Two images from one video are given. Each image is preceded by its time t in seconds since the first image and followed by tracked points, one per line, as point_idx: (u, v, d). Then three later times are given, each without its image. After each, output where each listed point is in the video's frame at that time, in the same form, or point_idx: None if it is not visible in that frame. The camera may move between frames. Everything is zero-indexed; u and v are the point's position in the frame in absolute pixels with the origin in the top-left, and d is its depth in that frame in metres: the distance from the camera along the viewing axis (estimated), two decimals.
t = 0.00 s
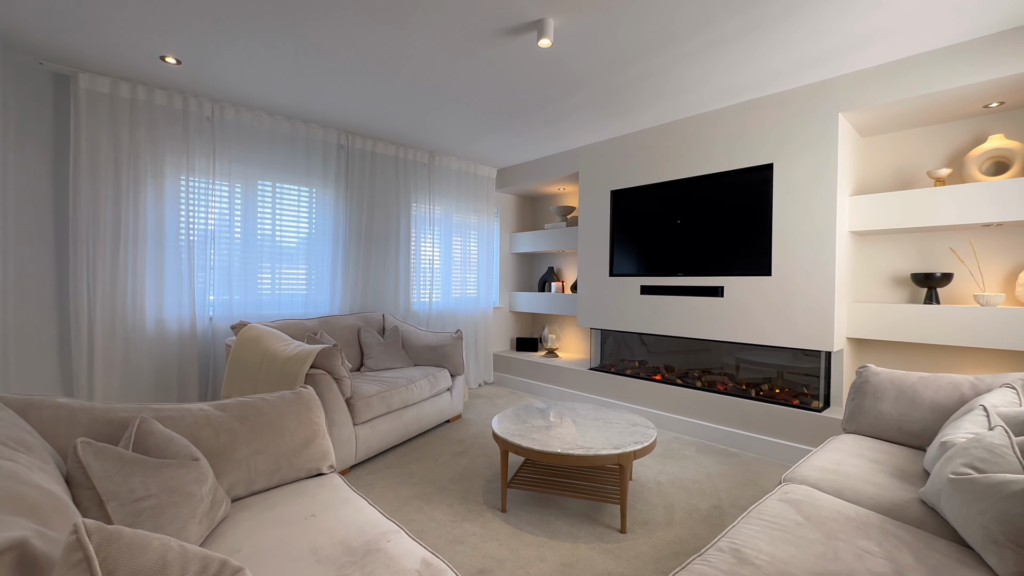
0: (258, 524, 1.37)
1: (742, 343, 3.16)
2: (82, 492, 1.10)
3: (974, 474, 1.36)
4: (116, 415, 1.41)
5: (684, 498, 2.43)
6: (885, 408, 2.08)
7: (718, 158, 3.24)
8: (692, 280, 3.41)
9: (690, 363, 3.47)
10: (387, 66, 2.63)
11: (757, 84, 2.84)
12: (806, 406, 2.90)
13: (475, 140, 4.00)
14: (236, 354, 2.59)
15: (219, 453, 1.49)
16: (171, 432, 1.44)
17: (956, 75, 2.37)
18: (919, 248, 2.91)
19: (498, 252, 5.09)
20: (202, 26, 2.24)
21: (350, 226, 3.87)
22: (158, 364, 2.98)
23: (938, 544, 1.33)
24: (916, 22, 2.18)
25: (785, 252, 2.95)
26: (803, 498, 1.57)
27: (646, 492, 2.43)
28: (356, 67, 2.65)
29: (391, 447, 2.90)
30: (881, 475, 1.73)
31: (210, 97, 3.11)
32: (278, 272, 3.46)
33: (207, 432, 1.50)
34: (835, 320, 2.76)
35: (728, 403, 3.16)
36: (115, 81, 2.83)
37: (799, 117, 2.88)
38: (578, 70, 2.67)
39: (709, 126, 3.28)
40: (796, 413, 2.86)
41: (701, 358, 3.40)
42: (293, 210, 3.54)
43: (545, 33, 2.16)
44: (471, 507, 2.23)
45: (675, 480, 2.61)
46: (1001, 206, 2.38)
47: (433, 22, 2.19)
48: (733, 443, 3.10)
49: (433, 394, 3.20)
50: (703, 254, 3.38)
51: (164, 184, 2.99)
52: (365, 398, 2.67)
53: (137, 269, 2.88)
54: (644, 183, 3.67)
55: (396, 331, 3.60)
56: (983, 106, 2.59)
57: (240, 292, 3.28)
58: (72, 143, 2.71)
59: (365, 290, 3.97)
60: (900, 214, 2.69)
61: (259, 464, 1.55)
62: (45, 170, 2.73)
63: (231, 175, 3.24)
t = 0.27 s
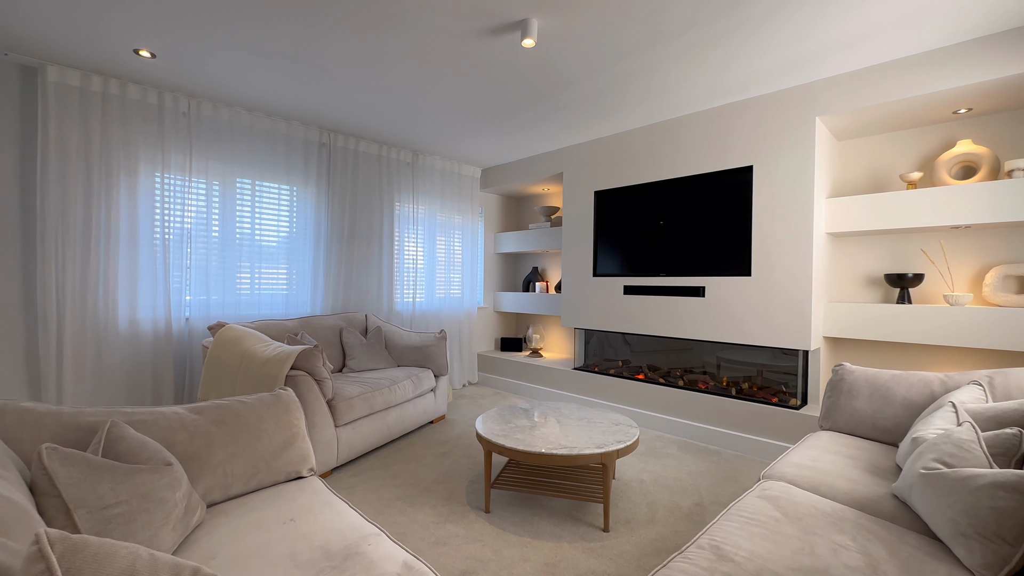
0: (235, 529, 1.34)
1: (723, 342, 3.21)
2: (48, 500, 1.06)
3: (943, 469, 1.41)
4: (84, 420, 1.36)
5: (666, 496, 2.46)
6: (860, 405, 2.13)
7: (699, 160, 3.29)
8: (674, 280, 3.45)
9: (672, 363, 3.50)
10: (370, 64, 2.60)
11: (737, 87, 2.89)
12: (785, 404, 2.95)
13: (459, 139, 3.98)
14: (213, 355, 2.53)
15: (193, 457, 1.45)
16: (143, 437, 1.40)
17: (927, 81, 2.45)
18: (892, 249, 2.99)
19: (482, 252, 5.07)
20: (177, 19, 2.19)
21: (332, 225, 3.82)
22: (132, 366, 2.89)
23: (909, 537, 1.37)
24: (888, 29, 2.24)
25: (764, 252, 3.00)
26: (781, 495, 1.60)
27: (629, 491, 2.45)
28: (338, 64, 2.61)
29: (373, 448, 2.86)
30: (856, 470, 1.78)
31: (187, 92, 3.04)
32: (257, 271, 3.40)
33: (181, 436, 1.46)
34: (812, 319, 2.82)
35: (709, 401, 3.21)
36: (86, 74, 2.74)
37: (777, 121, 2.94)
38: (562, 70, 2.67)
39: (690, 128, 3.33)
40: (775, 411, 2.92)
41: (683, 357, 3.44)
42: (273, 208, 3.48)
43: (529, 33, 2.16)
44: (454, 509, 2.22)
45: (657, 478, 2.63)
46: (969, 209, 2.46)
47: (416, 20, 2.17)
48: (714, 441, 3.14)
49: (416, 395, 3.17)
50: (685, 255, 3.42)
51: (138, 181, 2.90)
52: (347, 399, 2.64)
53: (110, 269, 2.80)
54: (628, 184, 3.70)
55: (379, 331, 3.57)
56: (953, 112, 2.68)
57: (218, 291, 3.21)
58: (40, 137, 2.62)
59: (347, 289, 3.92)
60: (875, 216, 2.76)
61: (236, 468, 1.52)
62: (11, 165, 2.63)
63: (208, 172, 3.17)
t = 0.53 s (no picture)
0: (213, 534, 1.31)
1: (706, 342, 3.25)
2: (14, 508, 1.01)
3: (916, 464, 1.45)
4: (53, 424, 1.32)
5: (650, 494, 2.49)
6: (837, 402, 2.18)
7: (681, 162, 3.33)
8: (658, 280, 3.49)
9: (656, 362, 3.54)
10: (353, 60, 2.56)
11: (719, 89, 2.93)
12: (765, 402, 3.01)
13: (444, 138, 3.96)
14: (190, 357, 2.47)
15: (169, 461, 1.41)
16: (115, 440, 1.36)
17: (902, 87, 2.51)
18: (868, 250, 3.07)
19: (467, 251, 5.05)
20: (153, 12, 2.13)
21: (314, 224, 3.77)
22: (105, 368, 2.81)
23: (883, 531, 1.40)
24: (862, 34, 2.30)
25: (745, 253, 3.05)
26: (760, 491, 1.63)
27: (613, 489, 2.47)
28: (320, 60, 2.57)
29: (356, 450, 2.83)
30: (833, 466, 1.82)
31: (164, 87, 2.96)
32: (237, 271, 3.33)
33: (157, 441, 1.42)
34: (791, 318, 2.87)
35: (692, 400, 3.25)
36: (57, 67, 2.66)
37: (757, 124, 3.00)
38: (547, 71, 2.68)
39: (673, 130, 3.37)
40: (755, 409, 2.97)
41: (666, 356, 3.47)
42: (254, 207, 3.41)
43: (514, 33, 2.16)
44: (439, 509, 2.21)
45: (641, 476, 2.66)
46: (941, 211, 2.53)
47: (400, 17, 2.15)
48: (696, 439, 3.19)
49: (401, 396, 3.14)
50: (668, 255, 3.46)
51: (113, 178, 2.82)
52: (329, 401, 2.60)
53: (82, 268, 2.72)
54: (612, 185, 3.73)
55: (363, 331, 3.53)
56: (925, 117, 2.76)
57: (196, 291, 3.14)
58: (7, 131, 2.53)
59: (330, 290, 3.87)
60: (852, 218, 2.83)
61: (214, 472, 1.49)
62: None
63: (186, 169, 3.09)
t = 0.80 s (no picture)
0: (192, 539, 1.29)
1: (689, 341, 3.29)
2: None
3: (890, 459, 1.49)
4: (22, 428, 1.27)
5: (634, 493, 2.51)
6: (815, 400, 2.23)
7: (665, 163, 3.37)
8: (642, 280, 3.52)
9: (640, 361, 3.57)
10: (336, 57, 2.53)
11: (702, 92, 2.97)
12: (746, 400, 3.06)
13: (429, 137, 3.94)
14: (168, 358, 2.42)
15: (146, 464, 1.38)
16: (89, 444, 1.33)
17: (878, 92, 2.58)
18: (845, 251, 3.14)
19: (453, 251, 5.04)
20: (128, 4, 2.07)
21: (297, 223, 3.71)
22: (79, 370, 2.74)
23: (858, 525, 1.44)
24: (840, 40, 2.35)
25: (727, 254, 3.10)
26: (741, 488, 1.66)
27: (597, 488, 2.49)
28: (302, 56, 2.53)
29: (340, 452, 2.80)
30: (811, 463, 1.86)
31: (140, 81, 2.89)
32: (218, 270, 3.27)
33: (132, 444, 1.39)
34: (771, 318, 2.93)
35: (676, 398, 3.28)
36: (26, 59, 2.57)
37: (739, 126, 3.04)
38: (532, 70, 2.68)
39: (657, 132, 3.40)
40: (737, 407, 3.02)
41: (651, 355, 3.51)
42: (234, 205, 3.35)
43: (499, 32, 2.16)
44: (424, 510, 2.20)
45: (625, 475, 2.69)
46: (914, 213, 2.60)
47: (383, 14, 2.13)
48: (680, 437, 3.23)
49: (385, 397, 3.12)
50: (652, 255, 3.50)
51: (86, 175, 2.75)
52: (312, 403, 2.57)
53: (54, 267, 2.64)
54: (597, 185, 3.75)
55: (347, 331, 3.49)
56: (900, 121, 2.83)
57: (175, 291, 3.08)
58: None
59: (313, 289, 3.82)
60: (830, 220, 2.89)
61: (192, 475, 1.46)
62: None
63: (164, 166, 3.02)
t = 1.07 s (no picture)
0: (171, 542, 1.26)
1: (674, 340, 3.32)
2: None
3: (867, 455, 1.53)
4: None
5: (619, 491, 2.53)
6: (796, 397, 2.28)
7: (650, 164, 3.40)
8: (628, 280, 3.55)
9: (626, 360, 3.60)
10: (321, 54, 2.51)
11: (686, 94, 3.01)
12: (729, 398, 3.11)
13: (416, 136, 3.93)
14: (147, 359, 2.37)
15: (122, 467, 1.35)
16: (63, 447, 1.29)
17: (856, 96, 2.64)
18: (825, 251, 3.20)
19: (440, 251, 5.02)
20: None
21: (281, 222, 3.67)
22: (53, 371, 2.66)
23: (835, 519, 1.47)
24: (819, 44, 2.40)
25: (711, 254, 3.14)
26: (723, 484, 1.69)
27: (583, 486, 2.50)
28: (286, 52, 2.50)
29: (325, 452, 2.77)
30: (791, 459, 1.89)
31: (118, 76, 2.83)
32: (199, 269, 3.21)
33: (109, 446, 1.36)
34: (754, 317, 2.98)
35: (661, 396, 3.32)
36: None
37: (722, 128, 3.09)
38: (519, 70, 2.69)
39: (642, 133, 3.43)
40: (721, 405, 3.07)
41: (636, 354, 3.54)
42: (216, 204, 3.30)
43: (485, 31, 2.17)
44: (409, 511, 2.19)
45: (610, 473, 2.71)
46: (891, 214, 2.67)
47: (368, 10, 2.11)
48: (665, 435, 3.26)
49: (371, 397, 3.09)
50: (637, 255, 3.53)
51: (62, 171, 2.68)
52: (296, 404, 2.54)
53: (27, 266, 2.57)
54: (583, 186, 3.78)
55: (332, 331, 3.46)
56: (877, 125, 2.90)
57: (154, 291, 3.01)
58: None
59: (297, 289, 3.77)
60: (810, 221, 2.95)
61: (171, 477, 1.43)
62: None
63: (143, 163, 2.96)
